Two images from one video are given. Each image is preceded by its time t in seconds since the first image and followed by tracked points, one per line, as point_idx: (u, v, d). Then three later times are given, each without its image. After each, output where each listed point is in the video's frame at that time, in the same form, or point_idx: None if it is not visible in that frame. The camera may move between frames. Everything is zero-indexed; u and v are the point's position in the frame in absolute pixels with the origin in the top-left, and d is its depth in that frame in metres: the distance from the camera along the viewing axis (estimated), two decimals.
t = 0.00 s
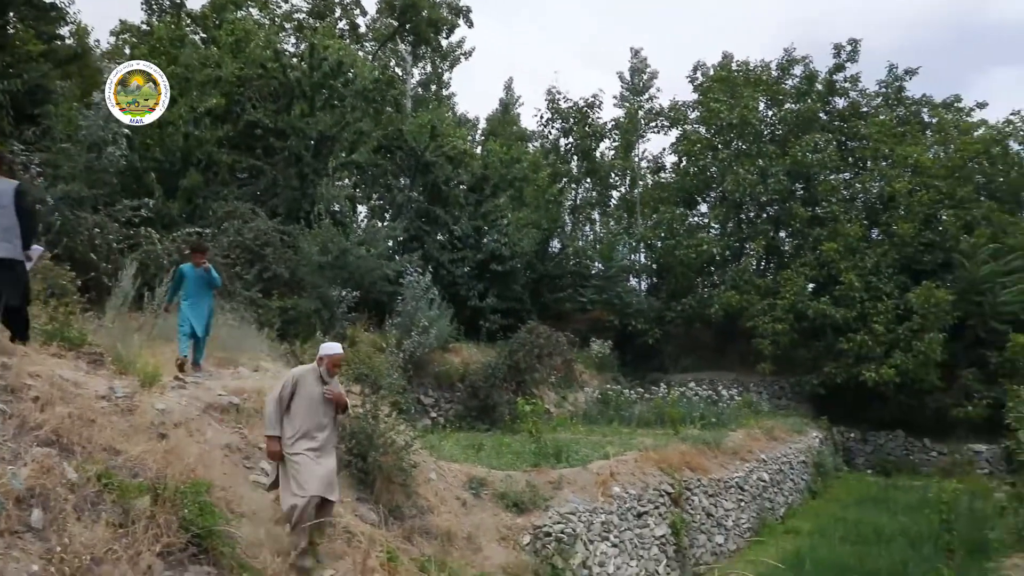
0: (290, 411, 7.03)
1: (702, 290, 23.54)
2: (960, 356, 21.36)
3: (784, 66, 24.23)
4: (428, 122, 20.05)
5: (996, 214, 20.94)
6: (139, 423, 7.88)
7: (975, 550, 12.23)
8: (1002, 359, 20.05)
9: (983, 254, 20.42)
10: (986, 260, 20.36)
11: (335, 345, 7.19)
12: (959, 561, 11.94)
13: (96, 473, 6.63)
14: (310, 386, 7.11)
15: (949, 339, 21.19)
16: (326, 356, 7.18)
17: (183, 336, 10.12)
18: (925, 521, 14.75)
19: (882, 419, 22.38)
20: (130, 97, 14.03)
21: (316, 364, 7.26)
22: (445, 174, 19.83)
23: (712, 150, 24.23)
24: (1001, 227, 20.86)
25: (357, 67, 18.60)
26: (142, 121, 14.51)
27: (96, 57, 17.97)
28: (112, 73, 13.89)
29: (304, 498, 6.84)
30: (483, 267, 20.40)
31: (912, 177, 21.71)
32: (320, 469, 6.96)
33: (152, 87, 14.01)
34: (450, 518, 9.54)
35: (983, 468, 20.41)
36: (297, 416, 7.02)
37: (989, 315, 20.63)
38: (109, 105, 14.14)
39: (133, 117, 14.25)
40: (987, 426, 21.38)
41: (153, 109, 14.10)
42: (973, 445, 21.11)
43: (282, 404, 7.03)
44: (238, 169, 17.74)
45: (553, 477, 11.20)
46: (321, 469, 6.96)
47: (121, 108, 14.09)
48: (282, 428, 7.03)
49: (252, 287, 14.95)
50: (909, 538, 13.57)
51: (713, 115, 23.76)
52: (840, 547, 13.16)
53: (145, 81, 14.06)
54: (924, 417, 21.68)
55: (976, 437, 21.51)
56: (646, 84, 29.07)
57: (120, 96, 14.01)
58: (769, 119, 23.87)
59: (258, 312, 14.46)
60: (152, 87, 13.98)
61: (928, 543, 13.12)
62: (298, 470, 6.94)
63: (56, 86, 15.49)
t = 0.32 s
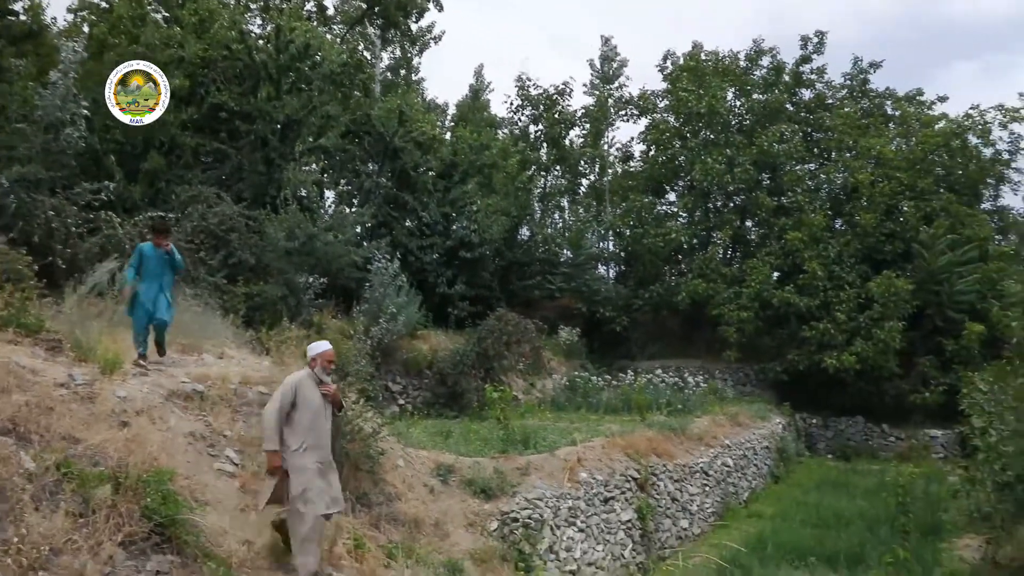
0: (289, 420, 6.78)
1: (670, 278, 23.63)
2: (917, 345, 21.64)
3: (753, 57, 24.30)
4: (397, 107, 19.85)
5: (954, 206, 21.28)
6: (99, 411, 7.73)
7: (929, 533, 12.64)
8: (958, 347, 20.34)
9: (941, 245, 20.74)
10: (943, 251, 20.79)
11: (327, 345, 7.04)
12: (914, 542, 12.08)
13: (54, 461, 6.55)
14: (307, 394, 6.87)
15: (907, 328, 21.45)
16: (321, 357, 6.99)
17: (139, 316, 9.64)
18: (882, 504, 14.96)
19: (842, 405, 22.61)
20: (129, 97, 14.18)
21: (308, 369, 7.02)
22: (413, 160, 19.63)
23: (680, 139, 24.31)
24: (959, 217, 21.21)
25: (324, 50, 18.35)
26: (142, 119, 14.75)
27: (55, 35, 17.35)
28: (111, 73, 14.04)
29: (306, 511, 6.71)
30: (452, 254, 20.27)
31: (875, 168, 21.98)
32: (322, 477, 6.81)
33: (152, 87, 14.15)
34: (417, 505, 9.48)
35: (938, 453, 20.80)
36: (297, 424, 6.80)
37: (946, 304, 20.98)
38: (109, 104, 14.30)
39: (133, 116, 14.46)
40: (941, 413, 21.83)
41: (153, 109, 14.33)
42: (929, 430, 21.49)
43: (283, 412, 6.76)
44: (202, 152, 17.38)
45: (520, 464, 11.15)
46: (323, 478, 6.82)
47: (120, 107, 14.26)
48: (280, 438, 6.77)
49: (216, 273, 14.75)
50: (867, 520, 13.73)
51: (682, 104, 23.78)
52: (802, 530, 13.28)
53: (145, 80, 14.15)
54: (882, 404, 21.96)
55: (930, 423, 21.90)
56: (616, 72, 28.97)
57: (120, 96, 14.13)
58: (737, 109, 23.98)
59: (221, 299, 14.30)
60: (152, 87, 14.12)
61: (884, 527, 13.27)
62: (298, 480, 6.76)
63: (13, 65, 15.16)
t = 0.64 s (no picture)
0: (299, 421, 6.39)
1: (636, 266, 23.67)
2: (876, 332, 21.89)
3: (721, 47, 24.33)
4: (364, 92, 19.59)
5: (913, 197, 21.70)
6: (56, 399, 7.57)
7: (886, 513, 13.11)
8: (915, 335, 20.78)
9: (901, 235, 21.20)
10: (903, 241, 21.12)
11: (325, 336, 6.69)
12: (871, 525, 12.19)
13: (9, 452, 6.42)
14: (317, 393, 6.54)
15: (866, 316, 21.64)
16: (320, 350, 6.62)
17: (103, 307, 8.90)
18: (842, 487, 15.12)
19: (804, 391, 22.78)
20: (129, 97, 14.11)
21: (308, 364, 6.61)
22: (381, 145, 19.41)
23: (647, 127, 24.30)
24: (918, 208, 21.69)
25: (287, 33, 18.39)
26: (141, 119, 14.71)
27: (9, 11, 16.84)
28: (112, 73, 13.98)
29: (322, 513, 6.48)
30: (420, 241, 20.11)
31: (838, 159, 22.12)
32: (332, 477, 6.59)
33: (151, 87, 14.04)
34: (385, 491, 9.38)
35: (896, 438, 21.34)
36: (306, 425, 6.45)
37: (905, 292, 21.26)
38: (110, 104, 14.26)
39: (132, 116, 14.41)
40: (898, 399, 22.18)
41: (153, 109, 14.26)
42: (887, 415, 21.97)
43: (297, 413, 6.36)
44: (163, 135, 17.00)
45: (487, 450, 11.06)
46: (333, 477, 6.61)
47: (120, 108, 14.22)
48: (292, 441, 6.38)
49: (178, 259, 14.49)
50: (827, 504, 13.84)
51: (650, 93, 23.74)
52: (764, 514, 13.35)
53: (145, 80, 14.08)
54: (842, 391, 22.13)
55: (888, 409, 22.23)
56: (585, 59, 28.83)
57: (120, 96, 14.04)
58: (704, 99, 24.02)
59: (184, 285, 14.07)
60: (152, 87, 14.03)
61: (843, 510, 13.36)
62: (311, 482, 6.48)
63: None
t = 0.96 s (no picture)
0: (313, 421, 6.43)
1: (609, 255, 23.67)
2: (844, 321, 22.08)
3: (694, 37, 24.32)
4: (336, 78, 19.40)
5: (881, 189, 22.18)
6: (20, 389, 7.54)
7: (853, 499, 13.15)
8: (881, 324, 21.01)
9: (868, 226, 21.46)
10: (871, 231, 21.40)
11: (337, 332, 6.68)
12: (837, 510, 12.29)
13: None
14: (333, 392, 6.57)
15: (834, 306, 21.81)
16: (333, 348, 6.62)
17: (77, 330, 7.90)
18: (809, 474, 15.22)
19: (774, 378, 22.88)
20: (128, 97, 13.90)
21: (321, 363, 6.63)
22: (353, 132, 19.19)
23: (621, 117, 24.23)
24: (885, 200, 22.11)
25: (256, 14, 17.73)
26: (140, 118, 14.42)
27: None
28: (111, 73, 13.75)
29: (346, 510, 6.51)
30: (392, 229, 19.96)
31: (808, 150, 22.24)
32: (348, 475, 6.63)
33: (152, 87, 13.84)
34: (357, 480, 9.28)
35: (861, 425, 21.52)
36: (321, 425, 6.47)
37: (871, 282, 21.46)
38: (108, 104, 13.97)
39: (132, 116, 14.14)
40: (865, 386, 22.42)
41: (153, 109, 14.01)
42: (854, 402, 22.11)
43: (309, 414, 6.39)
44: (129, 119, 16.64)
45: (460, 438, 10.98)
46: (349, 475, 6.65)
47: (120, 108, 13.95)
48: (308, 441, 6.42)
49: (145, 246, 14.24)
50: (794, 489, 13.94)
51: (623, 82, 23.69)
52: (733, 500, 13.40)
53: (145, 80, 13.88)
54: (810, 378, 22.24)
55: (855, 396, 22.47)
56: (560, 48, 28.70)
57: (121, 96, 13.81)
58: (677, 89, 24.02)
59: (152, 273, 13.83)
60: (152, 87, 13.82)
61: (810, 495, 13.44)
62: (330, 480, 6.51)
63: None
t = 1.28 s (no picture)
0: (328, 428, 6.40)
1: (578, 246, 23.63)
2: (809, 312, 22.26)
3: (663, 28, 24.28)
4: (304, 64, 19.13)
5: (846, 181, 22.52)
6: None
7: (817, 486, 13.25)
8: (845, 314, 21.16)
9: (833, 218, 21.62)
10: (835, 223, 21.55)
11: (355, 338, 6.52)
12: (801, 496, 12.37)
13: None
14: (351, 398, 6.48)
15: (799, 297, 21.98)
16: (351, 354, 6.48)
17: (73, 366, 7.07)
18: (773, 462, 15.27)
19: (740, 368, 22.96)
20: (129, 97, 13.47)
21: (338, 367, 6.50)
22: (321, 119, 18.90)
23: (590, 108, 24.13)
24: (850, 192, 22.47)
25: None
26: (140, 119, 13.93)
27: None
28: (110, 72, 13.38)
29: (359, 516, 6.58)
30: (361, 218, 19.77)
31: (775, 143, 22.36)
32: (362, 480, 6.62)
33: (152, 87, 13.42)
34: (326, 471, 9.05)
35: (825, 414, 21.69)
36: (336, 433, 6.44)
37: (835, 273, 21.74)
38: (108, 104, 13.55)
39: (132, 117, 13.65)
40: (827, 375, 22.69)
41: (153, 109, 13.52)
42: (818, 391, 22.30)
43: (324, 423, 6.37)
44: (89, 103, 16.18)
45: (428, 429, 10.86)
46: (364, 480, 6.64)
47: (119, 108, 13.51)
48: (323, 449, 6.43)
49: (107, 234, 13.94)
50: (759, 477, 14.01)
51: (593, 73, 23.56)
52: (701, 488, 13.41)
53: (145, 79, 13.45)
54: (776, 367, 22.34)
55: (818, 385, 22.69)
56: (531, 37, 28.50)
57: (120, 96, 13.41)
58: (647, 80, 23.98)
59: (113, 262, 13.60)
60: (152, 87, 13.39)
61: (775, 482, 13.51)
62: (344, 487, 6.53)
63: None
